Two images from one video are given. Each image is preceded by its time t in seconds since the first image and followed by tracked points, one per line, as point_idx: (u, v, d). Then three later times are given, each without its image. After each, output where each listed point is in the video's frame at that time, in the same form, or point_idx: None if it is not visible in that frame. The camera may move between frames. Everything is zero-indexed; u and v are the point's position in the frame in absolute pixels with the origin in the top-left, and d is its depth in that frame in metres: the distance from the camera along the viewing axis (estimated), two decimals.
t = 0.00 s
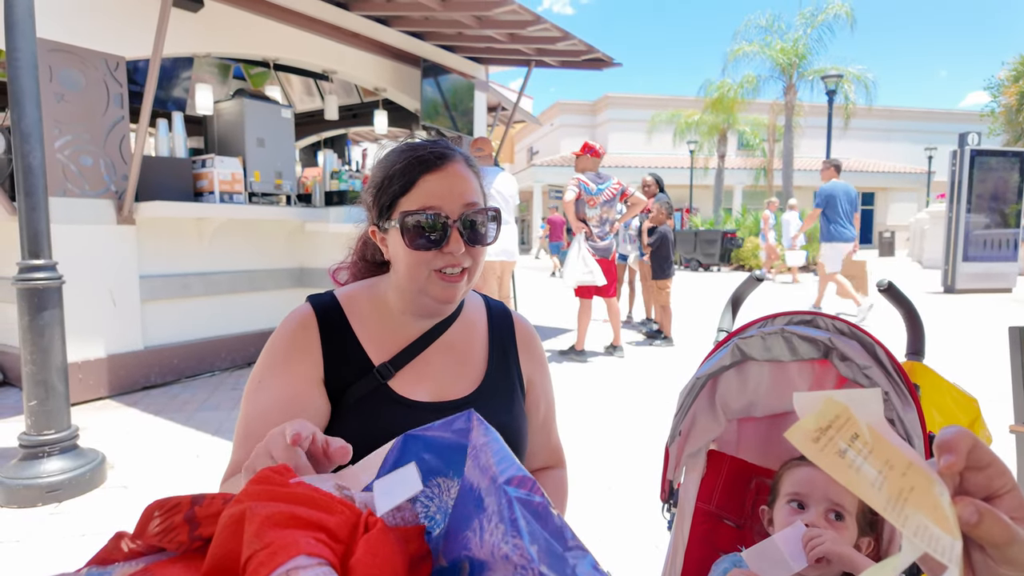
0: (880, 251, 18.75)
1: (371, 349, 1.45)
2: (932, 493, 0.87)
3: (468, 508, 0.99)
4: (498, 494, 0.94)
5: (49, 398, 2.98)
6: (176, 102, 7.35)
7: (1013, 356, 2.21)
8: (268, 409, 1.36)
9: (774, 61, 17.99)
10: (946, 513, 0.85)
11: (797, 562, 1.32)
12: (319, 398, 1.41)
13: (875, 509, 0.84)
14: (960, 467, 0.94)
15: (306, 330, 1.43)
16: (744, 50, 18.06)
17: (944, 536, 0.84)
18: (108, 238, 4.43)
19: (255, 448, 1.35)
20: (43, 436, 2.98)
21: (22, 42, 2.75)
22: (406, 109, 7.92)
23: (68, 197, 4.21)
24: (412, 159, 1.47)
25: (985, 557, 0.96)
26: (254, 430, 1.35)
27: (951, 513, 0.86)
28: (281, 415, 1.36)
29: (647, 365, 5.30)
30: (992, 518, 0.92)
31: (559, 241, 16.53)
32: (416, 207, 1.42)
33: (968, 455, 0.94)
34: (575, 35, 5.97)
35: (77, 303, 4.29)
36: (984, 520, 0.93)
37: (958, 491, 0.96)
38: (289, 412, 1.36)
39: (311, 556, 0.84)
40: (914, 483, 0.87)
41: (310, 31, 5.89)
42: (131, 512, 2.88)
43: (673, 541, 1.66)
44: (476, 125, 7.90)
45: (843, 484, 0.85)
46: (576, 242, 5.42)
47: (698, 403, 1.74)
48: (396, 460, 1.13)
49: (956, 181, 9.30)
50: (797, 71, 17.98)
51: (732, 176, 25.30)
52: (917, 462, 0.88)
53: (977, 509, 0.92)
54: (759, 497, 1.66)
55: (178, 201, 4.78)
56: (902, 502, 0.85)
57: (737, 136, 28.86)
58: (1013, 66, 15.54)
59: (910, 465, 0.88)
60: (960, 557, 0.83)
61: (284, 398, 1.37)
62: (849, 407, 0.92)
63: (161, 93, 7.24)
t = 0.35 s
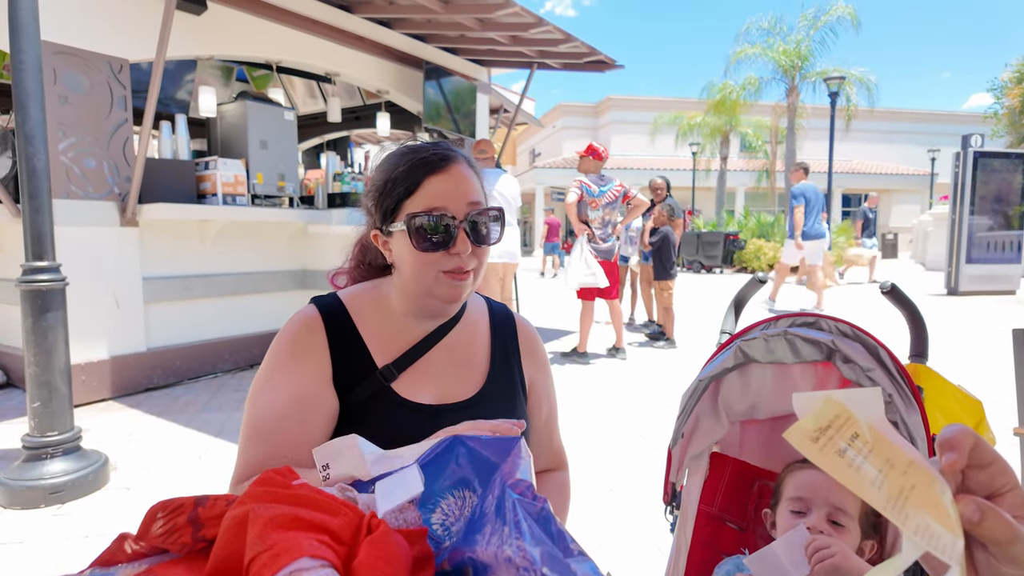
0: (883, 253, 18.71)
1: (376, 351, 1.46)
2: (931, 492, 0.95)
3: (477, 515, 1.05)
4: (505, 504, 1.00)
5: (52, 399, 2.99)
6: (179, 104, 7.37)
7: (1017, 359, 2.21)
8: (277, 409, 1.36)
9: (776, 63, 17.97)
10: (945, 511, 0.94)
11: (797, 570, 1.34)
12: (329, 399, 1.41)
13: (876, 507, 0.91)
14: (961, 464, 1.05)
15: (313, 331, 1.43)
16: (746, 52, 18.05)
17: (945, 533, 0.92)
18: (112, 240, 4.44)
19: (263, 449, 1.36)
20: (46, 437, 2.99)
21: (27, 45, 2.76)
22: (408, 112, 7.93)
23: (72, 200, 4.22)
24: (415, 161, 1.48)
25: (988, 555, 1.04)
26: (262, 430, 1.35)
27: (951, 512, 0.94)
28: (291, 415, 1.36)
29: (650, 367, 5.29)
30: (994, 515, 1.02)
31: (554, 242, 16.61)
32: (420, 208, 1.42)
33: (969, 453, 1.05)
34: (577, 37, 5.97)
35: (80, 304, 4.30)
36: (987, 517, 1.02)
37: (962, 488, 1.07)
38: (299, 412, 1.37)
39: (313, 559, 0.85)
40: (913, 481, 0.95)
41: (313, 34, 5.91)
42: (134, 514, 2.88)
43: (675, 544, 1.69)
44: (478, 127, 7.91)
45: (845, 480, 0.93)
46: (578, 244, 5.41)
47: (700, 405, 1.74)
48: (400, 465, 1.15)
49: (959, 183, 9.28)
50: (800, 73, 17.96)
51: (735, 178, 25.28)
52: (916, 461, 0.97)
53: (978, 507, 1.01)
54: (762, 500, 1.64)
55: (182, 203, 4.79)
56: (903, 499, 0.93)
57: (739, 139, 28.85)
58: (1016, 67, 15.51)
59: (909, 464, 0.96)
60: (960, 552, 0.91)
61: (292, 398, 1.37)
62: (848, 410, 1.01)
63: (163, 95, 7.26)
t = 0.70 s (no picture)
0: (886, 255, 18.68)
1: (380, 354, 1.46)
2: (930, 495, 0.95)
3: (489, 529, 1.06)
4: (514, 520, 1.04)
5: (56, 401, 2.99)
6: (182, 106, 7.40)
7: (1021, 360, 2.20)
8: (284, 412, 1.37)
9: (779, 65, 17.94)
10: (945, 515, 0.93)
11: None
12: (335, 402, 1.41)
13: (869, 511, 0.92)
14: (962, 465, 1.05)
15: (318, 335, 1.44)
16: (748, 54, 18.04)
17: (943, 536, 0.91)
18: (115, 242, 4.46)
19: (270, 451, 1.36)
20: (49, 439, 2.99)
21: (32, 47, 2.77)
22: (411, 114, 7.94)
23: (75, 202, 4.23)
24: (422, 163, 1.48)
25: (988, 556, 1.04)
26: (270, 432, 1.36)
27: (952, 516, 0.94)
28: (297, 418, 1.37)
29: (651, 369, 5.30)
30: (993, 516, 1.02)
31: (550, 244, 16.69)
32: (428, 209, 1.42)
33: (970, 455, 1.06)
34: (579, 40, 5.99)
35: (84, 306, 4.31)
36: (987, 518, 1.02)
37: (963, 488, 1.07)
38: (306, 415, 1.37)
39: (329, 562, 0.85)
40: (910, 486, 0.95)
41: (316, 36, 5.92)
42: (137, 515, 2.89)
43: (678, 547, 1.70)
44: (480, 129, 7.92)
45: (837, 487, 0.94)
46: (580, 246, 5.41)
47: (703, 407, 1.74)
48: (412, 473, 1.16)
49: (961, 185, 9.27)
50: (802, 75, 17.94)
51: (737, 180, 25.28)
52: (915, 465, 0.97)
53: (979, 508, 1.02)
54: (763, 504, 1.63)
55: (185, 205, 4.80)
56: (898, 504, 0.93)
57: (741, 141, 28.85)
58: (1019, 69, 15.49)
59: (905, 468, 0.97)
60: (960, 554, 0.91)
61: (298, 401, 1.38)
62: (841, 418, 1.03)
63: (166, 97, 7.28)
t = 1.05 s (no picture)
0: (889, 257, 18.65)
1: (380, 354, 1.46)
2: (934, 497, 0.95)
3: (490, 525, 1.07)
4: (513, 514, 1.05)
5: (58, 402, 3.00)
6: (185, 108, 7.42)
7: None
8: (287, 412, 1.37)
9: (781, 66, 17.92)
10: (949, 517, 0.94)
11: None
12: (336, 403, 1.41)
13: (878, 511, 0.92)
14: (964, 469, 1.05)
15: (319, 336, 1.44)
16: (750, 55, 18.01)
17: (948, 539, 0.92)
18: (117, 243, 4.47)
19: (272, 452, 1.37)
20: (52, 440, 3.00)
21: (34, 50, 2.78)
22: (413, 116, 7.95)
23: (78, 203, 4.24)
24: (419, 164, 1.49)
25: (991, 560, 1.04)
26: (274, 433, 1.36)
27: (955, 518, 0.94)
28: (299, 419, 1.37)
29: (653, 370, 5.30)
30: (997, 520, 1.02)
31: (550, 245, 16.71)
32: (425, 209, 1.43)
33: (973, 459, 1.05)
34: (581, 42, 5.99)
35: (87, 308, 4.32)
36: (990, 523, 1.02)
37: (965, 493, 1.07)
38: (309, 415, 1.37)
39: (329, 564, 0.85)
40: (915, 487, 0.95)
41: (318, 38, 5.93)
42: (139, 517, 2.89)
43: (680, 550, 1.68)
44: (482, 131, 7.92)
45: (846, 486, 0.93)
46: (582, 247, 5.42)
47: (705, 408, 1.74)
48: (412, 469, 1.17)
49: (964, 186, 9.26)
50: (804, 77, 17.92)
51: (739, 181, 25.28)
52: (920, 467, 0.98)
53: (982, 512, 1.02)
54: (763, 510, 1.63)
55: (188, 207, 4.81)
56: (905, 506, 0.93)
57: (743, 142, 28.85)
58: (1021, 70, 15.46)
59: (910, 470, 0.97)
60: (962, 557, 0.91)
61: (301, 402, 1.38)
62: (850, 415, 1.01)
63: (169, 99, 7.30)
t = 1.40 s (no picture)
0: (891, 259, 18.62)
1: (379, 351, 1.47)
2: (934, 504, 0.95)
3: (484, 510, 1.01)
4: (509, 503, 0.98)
5: (61, 404, 3.01)
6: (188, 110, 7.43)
7: None
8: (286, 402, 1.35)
9: (783, 68, 17.92)
10: (949, 524, 0.95)
11: None
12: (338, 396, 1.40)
13: (876, 521, 0.92)
14: (964, 475, 1.05)
15: (321, 331, 1.44)
16: (752, 57, 18.02)
17: (948, 546, 0.93)
18: (120, 245, 4.47)
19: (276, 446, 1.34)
20: (55, 441, 3.01)
21: (38, 52, 2.79)
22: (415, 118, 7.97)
23: (81, 205, 4.25)
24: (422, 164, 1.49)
25: (993, 567, 1.03)
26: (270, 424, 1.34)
27: (954, 525, 0.95)
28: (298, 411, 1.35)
29: (655, 372, 5.29)
30: (998, 527, 1.02)
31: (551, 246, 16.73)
32: (423, 212, 1.43)
33: (973, 465, 1.05)
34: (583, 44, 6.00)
35: (90, 309, 4.33)
36: (990, 529, 1.02)
37: (966, 499, 1.07)
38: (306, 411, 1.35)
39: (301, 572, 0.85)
40: (915, 495, 0.96)
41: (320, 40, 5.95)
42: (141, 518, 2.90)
43: (682, 552, 1.67)
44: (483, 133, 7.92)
45: (844, 496, 0.94)
46: (583, 249, 5.42)
47: (707, 411, 1.74)
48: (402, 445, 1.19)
49: (967, 188, 9.25)
50: (806, 78, 17.92)
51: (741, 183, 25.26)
52: (919, 474, 0.97)
53: (983, 519, 1.02)
54: (764, 512, 1.62)
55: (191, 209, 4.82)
56: (904, 514, 0.94)
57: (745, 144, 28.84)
58: None
59: (909, 478, 0.97)
60: (962, 564, 0.92)
61: (301, 394, 1.36)
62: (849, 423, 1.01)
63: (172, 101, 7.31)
